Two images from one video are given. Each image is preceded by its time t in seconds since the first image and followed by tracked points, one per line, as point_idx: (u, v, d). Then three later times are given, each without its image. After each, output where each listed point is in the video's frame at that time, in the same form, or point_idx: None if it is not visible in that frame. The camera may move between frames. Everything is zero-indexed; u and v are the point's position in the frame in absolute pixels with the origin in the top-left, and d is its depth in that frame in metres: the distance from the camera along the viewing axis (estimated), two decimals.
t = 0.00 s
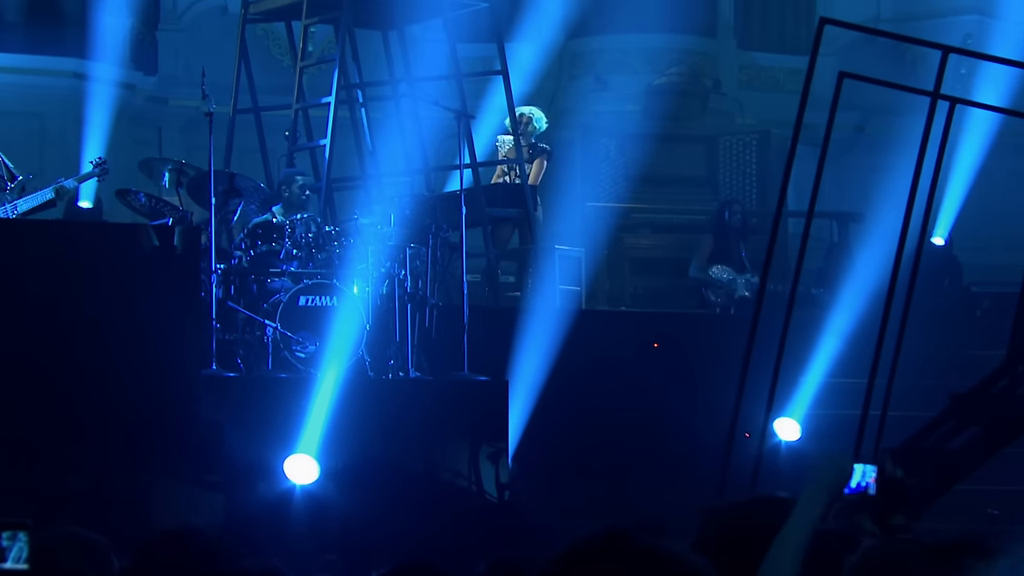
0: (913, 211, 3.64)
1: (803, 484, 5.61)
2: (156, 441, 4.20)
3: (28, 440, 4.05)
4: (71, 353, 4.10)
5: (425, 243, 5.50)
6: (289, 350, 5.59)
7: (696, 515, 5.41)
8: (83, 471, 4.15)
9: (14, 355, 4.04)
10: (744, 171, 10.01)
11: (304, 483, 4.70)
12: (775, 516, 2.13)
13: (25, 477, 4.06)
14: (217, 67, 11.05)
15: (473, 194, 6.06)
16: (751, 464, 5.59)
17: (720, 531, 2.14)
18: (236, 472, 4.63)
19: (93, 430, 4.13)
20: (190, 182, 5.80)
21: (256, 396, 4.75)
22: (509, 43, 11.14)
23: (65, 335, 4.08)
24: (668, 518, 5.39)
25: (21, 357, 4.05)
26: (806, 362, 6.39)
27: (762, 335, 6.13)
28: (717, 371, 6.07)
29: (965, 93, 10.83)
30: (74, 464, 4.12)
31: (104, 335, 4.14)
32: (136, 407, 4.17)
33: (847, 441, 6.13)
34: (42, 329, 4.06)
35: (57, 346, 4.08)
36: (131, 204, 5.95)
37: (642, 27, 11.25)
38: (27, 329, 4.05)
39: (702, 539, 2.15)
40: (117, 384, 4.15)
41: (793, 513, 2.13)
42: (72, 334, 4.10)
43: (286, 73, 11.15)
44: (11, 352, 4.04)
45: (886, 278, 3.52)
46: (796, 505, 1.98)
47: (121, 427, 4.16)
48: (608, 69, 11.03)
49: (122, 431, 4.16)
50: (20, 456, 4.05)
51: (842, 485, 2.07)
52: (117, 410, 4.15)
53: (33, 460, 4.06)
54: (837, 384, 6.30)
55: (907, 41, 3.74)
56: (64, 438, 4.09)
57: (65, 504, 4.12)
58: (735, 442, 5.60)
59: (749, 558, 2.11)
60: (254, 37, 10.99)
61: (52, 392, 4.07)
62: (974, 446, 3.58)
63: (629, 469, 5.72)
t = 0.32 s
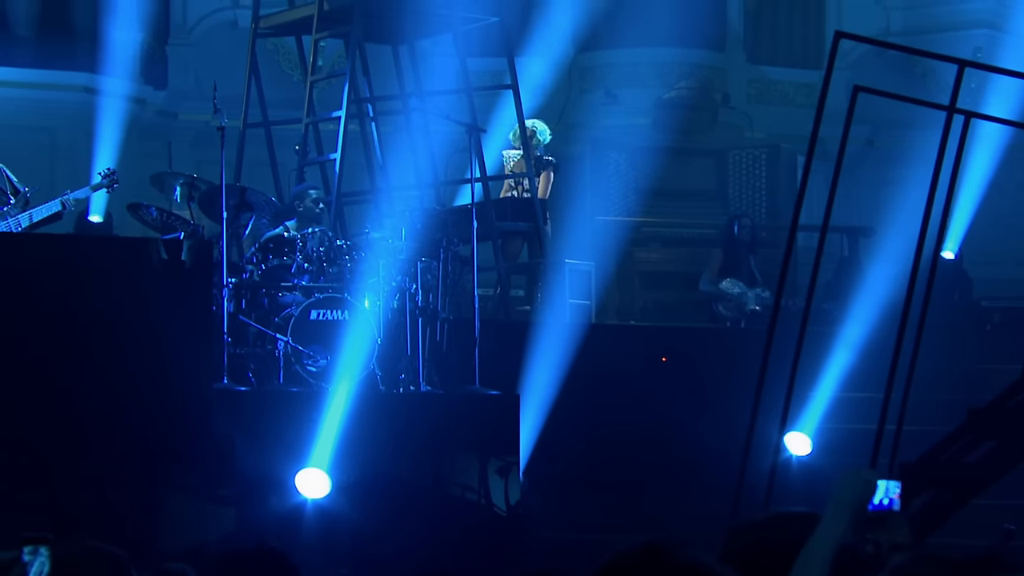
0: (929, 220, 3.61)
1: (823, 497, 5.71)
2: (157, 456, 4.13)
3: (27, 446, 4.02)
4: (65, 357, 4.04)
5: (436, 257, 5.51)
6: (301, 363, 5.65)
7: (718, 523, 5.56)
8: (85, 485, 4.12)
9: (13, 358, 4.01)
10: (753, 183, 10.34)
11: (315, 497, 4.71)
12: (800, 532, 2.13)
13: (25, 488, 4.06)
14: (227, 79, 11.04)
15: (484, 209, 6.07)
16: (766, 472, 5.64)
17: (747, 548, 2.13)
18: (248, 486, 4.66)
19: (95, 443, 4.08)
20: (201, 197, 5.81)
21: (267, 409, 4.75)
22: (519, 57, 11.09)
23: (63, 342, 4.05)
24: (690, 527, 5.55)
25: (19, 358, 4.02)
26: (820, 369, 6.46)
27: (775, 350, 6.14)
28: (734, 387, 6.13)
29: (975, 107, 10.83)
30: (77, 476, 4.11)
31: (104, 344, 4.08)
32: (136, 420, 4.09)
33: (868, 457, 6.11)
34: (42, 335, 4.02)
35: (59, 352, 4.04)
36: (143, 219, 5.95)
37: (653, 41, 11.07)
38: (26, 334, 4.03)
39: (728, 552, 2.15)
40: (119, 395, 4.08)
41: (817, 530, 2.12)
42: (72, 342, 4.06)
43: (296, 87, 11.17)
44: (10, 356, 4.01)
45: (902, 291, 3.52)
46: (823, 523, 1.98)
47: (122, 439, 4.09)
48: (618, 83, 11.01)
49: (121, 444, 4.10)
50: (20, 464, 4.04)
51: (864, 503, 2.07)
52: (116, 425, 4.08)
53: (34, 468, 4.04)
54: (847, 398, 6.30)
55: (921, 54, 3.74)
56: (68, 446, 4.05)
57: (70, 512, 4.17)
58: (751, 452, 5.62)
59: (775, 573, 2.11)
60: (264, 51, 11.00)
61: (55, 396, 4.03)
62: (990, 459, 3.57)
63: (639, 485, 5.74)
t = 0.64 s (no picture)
0: (947, 232, 3.60)
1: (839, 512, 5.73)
2: (166, 463, 4.14)
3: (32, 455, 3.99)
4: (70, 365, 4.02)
5: (448, 271, 5.50)
6: (313, 377, 5.62)
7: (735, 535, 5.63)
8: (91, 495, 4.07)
9: (13, 367, 3.97)
10: (764, 197, 10.36)
11: (328, 511, 4.70)
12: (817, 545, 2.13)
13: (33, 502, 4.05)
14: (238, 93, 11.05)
15: (495, 222, 6.04)
16: (784, 485, 5.64)
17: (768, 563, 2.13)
18: (261, 498, 4.65)
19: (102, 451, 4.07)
20: (214, 210, 5.81)
21: (278, 425, 4.74)
22: (533, 70, 10.93)
23: (68, 349, 4.02)
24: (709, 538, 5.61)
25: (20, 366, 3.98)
26: (832, 387, 6.41)
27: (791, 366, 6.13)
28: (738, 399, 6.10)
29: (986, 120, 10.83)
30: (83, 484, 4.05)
31: (111, 351, 4.06)
32: (144, 427, 4.09)
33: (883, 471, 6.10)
34: (53, 350, 4.00)
35: (62, 360, 4.01)
36: (155, 232, 5.96)
37: (661, 54, 11.05)
38: (28, 341, 3.99)
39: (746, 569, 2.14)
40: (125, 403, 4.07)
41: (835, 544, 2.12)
42: (77, 349, 4.03)
43: (307, 101, 11.18)
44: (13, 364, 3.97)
45: (918, 304, 3.51)
46: (847, 537, 1.98)
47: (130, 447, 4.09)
48: (629, 98, 10.90)
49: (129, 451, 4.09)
50: (23, 474, 4.01)
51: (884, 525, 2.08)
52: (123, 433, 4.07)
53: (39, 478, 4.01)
54: (860, 413, 6.29)
55: (937, 66, 3.73)
56: (77, 463, 4.04)
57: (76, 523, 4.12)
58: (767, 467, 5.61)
59: None
60: (275, 64, 11.02)
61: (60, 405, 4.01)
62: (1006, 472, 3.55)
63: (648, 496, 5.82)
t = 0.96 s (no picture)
0: (966, 239, 3.58)
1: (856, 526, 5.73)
2: (174, 466, 4.15)
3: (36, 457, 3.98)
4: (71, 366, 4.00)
5: (462, 282, 5.50)
6: (327, 390, 5.61)
7: (751, 547, 5.55)
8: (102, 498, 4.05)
9: (30, 378, 3.95)
10: (775, 210, 10.41)
11: (341, 522, 4.70)
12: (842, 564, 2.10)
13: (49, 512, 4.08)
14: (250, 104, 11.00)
15: (509, 234, 6.04)
16: (801, 498, 5.62)
17: None
18: (274, 511, 4.67)
19: (108, 456, 4.06)
20: (228, 222, 5.81)
21: (293, 436, 4.74)
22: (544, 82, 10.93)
23: (73, 354, 4.00)
24: (722, 549, 5.53)
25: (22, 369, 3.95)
26: (847, 397, 6.48)
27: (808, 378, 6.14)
28: (758, 411, 6.11)
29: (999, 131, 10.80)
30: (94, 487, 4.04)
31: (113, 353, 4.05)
32: (155, 433, 4.08)
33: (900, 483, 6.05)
34: (69, 360, 3.99)
35: (73, 369, 4.00)
36: (168, 244, 5.95)
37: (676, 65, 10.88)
38: (32, 346, 3.96)
39: None
40: (131, 406, 4.06)
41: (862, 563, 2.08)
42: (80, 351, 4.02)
43: (319, 113, 11.18)
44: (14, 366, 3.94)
45: (938, 316, 3.48)
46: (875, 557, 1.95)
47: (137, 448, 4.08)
48: (641, 109, 10.81)
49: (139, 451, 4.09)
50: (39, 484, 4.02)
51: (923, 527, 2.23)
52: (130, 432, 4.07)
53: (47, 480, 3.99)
54: (874, 426, 6.27)
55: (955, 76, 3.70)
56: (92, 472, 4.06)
57: (86, 532, 4.20)
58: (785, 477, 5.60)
59: None
60: (287, 76, 11.02)
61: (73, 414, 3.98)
62: None
63: (662, 504, 5.80)
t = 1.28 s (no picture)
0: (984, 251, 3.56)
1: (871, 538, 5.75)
2: (184, 474, 4.11)
3: (41, 481, 3.96)
4: (77, 391, 4.00)
5: (474, 294, 5.50)
6: (339, 402, 5.61)
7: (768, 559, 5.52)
8: (107, 520, 4.04)
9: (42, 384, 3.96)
10: (786, 223, 10.24)
11: (354, 534, 4.73)
12: None
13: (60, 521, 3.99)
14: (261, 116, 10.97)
15: (521, 246, 6.05)
16: (818, 510, 5.63)
17: None
18: (284, 524, 4.68)
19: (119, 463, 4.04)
20: (240, 234, 5.80)
21: (305, 449, 4.75)
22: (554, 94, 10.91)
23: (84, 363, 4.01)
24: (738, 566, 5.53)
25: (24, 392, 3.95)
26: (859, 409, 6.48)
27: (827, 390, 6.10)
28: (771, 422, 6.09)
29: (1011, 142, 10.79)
30: (101, 512, 4.03)
31: (120, 377, 4.05)
32: (163, 439, 4.08)
33: (913, 495, 6.03)
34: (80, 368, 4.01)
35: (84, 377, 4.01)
36: (181, 255, 5.95)
37: (686, 78, 10.82)
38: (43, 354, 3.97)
39: None
40: (142, 412, 4.06)
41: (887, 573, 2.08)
42: (87, 365, 4.02)
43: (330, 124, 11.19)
44: (17, 389, 3.94)
45: (956, 329, 3.46)
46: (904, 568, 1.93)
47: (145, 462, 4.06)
48: (652, 120, 10.79)
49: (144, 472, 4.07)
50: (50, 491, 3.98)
51: (951, 543, 2.39)
52: (136, 457, 4.06)
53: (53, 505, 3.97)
54: (885, 437, 6.26)
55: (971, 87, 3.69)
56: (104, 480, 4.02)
57: (94, 540, 4.03)
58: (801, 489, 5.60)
59: None
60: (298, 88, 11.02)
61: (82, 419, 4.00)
62: None
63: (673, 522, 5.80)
